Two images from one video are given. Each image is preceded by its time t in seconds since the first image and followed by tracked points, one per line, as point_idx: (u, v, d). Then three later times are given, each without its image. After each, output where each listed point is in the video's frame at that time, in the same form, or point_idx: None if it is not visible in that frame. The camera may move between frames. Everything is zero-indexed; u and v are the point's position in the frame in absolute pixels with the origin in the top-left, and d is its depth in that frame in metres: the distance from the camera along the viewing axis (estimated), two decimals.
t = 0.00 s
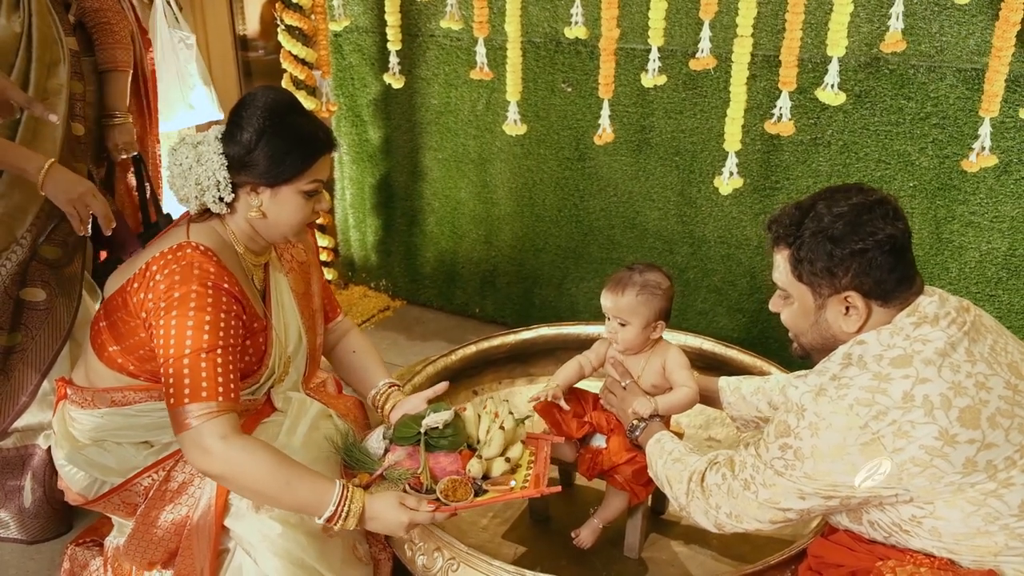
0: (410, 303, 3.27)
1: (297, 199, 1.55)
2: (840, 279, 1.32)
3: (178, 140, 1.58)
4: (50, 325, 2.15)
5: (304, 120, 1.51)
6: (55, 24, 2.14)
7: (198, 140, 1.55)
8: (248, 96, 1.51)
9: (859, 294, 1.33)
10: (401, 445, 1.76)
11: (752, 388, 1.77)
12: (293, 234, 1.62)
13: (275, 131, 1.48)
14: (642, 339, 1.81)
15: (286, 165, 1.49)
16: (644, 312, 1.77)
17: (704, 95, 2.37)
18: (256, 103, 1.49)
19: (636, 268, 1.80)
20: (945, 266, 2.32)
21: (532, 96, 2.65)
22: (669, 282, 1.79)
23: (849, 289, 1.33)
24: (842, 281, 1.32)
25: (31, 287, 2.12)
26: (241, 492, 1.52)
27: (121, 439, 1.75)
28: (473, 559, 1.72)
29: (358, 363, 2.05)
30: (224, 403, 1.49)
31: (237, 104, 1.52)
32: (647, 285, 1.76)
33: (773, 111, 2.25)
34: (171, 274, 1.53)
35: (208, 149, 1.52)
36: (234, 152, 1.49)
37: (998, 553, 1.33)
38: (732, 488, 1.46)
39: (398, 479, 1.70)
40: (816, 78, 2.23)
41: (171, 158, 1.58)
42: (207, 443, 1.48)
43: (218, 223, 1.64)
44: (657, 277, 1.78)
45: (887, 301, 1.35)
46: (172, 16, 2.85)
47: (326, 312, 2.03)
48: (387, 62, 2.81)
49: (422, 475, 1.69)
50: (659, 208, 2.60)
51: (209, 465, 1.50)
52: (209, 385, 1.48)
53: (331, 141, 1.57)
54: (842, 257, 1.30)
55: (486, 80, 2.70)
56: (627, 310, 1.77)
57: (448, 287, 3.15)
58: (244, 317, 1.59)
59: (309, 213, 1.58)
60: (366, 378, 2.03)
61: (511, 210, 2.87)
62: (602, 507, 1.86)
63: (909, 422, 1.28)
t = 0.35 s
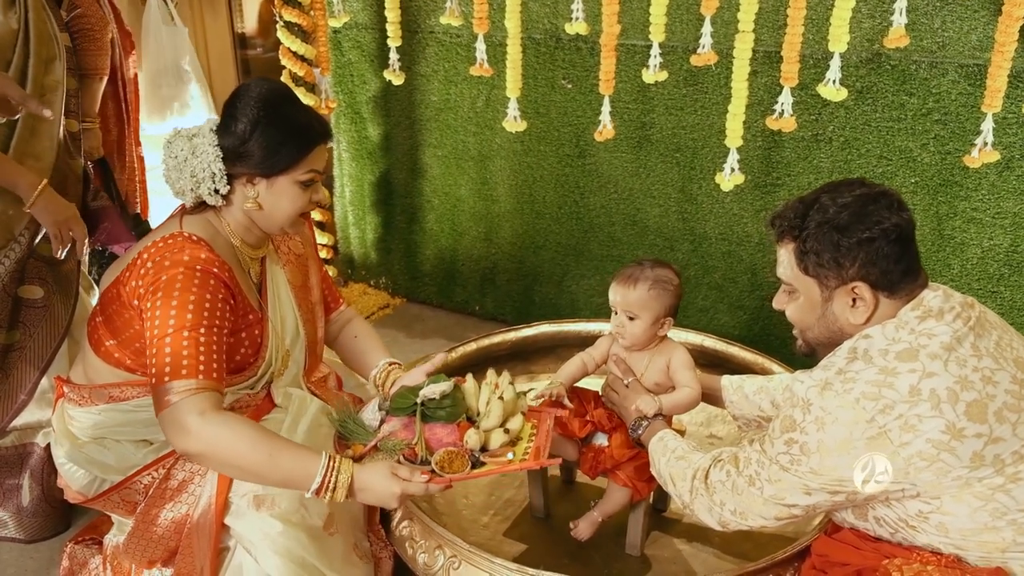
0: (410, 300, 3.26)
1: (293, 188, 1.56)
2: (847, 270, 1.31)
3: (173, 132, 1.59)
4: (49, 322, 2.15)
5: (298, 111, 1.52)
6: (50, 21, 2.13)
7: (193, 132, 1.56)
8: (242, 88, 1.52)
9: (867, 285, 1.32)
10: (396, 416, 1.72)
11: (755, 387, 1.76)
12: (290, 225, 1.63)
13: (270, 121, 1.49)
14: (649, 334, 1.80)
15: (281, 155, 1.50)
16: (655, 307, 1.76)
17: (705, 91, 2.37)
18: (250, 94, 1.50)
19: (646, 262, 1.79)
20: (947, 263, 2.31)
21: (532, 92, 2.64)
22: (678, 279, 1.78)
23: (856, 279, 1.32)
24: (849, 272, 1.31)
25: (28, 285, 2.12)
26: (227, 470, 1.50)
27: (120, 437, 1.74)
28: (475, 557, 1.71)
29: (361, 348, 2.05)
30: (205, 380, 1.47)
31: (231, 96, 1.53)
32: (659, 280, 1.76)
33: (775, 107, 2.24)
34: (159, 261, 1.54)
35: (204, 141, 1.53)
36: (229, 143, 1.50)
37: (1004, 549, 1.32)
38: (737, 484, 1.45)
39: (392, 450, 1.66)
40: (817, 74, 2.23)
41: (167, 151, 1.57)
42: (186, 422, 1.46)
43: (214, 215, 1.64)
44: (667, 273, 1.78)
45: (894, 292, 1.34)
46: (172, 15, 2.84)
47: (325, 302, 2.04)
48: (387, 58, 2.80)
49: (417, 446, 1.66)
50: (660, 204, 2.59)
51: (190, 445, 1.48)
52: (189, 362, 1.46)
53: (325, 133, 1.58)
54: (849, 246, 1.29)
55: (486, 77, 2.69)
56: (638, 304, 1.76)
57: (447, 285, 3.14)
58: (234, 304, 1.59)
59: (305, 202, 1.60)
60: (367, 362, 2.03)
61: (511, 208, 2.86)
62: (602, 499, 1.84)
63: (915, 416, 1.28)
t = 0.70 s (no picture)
0: (411, 300, 3.25)
1: (288, 179, 1.57)
2: (855, 264, 1.30)
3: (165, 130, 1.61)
4: (45, 322, 2.15)
5: (288, 101, 1.54)
6: (46, 18, 2.12)
7: (184, 127, 1.57)
8: (232, 81, 1.53)
9: (875, 280, 1.31)
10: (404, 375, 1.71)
11: (757, 388, 1.75)
12: (289, 218, 1.64)
13: (260, 112, 1.50)
14: (657, 335, 1.80)
15: (274, 145, 1.52)
16: (667, 308, 1.76)
17: (706, 89, 2.36)
18: (240, 86, 1.51)
19: (661, 262, 1.80)
20: (950, 262, 2.30)
21: (532, 90, 2.62)
22: (688, 279, 1.78)
23: (865, 273, 1.31)
24: (858, 266, 1.30)
25: (23, 285, 2.12)
26: (233, 443, 1.49)
27: (121, 441, 1.70)
28: (476, 559, 1.70)
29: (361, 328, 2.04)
30: (204, 355, 1.47)
31: (222, 89, 1.54)
32: (673, 282, 1.76)
33: (777, 104, 2.23)
34: (151, 251, 1.54)
35: (196, 135, 1.54)
36: (221, 137, 1.51)
37: (1012, 549, 1.31)
38: (740, 482, 1.44)
39: (402, 409, 1.65)
40: (820, 72, 2.21)
41: (158, 147, 1.59)
42: (185, 398, 1.45)
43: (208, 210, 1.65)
44: (679, 273, 1.78)
45: (902, 288, 1.33)
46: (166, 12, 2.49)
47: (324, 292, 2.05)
48: (387, 57, 2.77)
49: (429, 403, 1.63)
50: (661, 203, 2.58)
51: (191, 422, 1.46)
52: (186, 340, 1.46)
53: (317, 122, 1.60)
54: (858, 240, 1.28)
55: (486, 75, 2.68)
56: (654, 303, 1.75)
57: (448, 284, 3.13)
58: (228, 288, 1.59)
59: (300, 193, 1.61)
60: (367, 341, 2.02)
61: (511, 207, 2.84)
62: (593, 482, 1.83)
63: (923, 411, 1.27)
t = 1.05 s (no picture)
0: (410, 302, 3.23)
1: (278, 174, 1.60)
2: (859, 260, 1.29)
3: (153, 128, 1.64)
4: (41, 324, 2.16)
5: (273, 94, 1.56)
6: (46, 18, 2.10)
7: (172, 125, 1.60)
8: (217, 76, 1.56)
9: (878, 277, 1.30)
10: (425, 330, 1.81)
11: (761, 391, 1.73)
12: (277, 214, 1.67)
13: (247, 107, 1.53)
14: (662, 336, 1.78)
15: (262, 139, 1.54)
16: (671, 309, 1.74)
17: (708, 89, 2.36)
18: (226, 82, 1.54)
19: (665, 264, 1.79)
20: (953, 263, 2.28)
21: (532, 91, 2.60)
22: (691, 281, 1.78)
23: (868, 270, 1.30)
24: (861, 262, 1.29)
25: (18, 286, 2.12)
26: (268, 414, 1.49)
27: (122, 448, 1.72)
28: (475, 561, 1.68)
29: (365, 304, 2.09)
30: (224, 335, 1.49)
31: (206, 86, 1.56)
32: (677, 283, 1.75)
33: (779, 105, 2.22)
34: (151, 246, 1.55)
35: (182, 133, 1.57)
36: (209, 133, 1.54)
37: (1018, 549, 1.30)
38: (743, 480, 1.43)
39: (431, 359, 1.73)
40: (821, 72, 2.20)
41: (147, 145, 1.62)
42: (214, 374, 1.46)
43: (200, 206, 1.66)
44: (682, 275, 1.77)
45: (906, 286, 1.32)
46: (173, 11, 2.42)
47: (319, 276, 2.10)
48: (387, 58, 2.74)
49: (455, 353, 1.72)
50: (662, 204, 2.57)
51: (224, 398, 1.47)
52: (204, 321, 1.48)
53: (303, 114, 1.62)
54: (863, 236, 1.28)
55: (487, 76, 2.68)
56: (659, 305, 1.74)
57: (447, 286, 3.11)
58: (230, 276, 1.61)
59: (290, 187, 1.64)
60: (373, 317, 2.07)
61: (512, 208, 2.83)
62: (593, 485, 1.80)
63: (927, 408, 1.26)
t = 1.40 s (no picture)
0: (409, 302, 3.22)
1: (270, 167, 1.61)
2: (865, 252, 1.29)
3: (140, 125, 1.64)
4: (38, 324, 2.16)
5: (263, 87, 1.57)
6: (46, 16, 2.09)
7: (160, 120, 1.60)
8: (205, 70, 1.57)
9: (882, 271, 1.30)
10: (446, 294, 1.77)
11: (761, 391, 1.73)
12: (270, 207, 1.67)
13: (236, 100, 1.54)
14: (658, 334, 1.78)
15: (253, 133, 1.55)
16: (670, 306, 1.74)
17: (708, 88, 2.35)
18: (215, 76, 1.55)
19: (665, 261, 1.79)
20: (955, 263, 2.27)
21: (532, 91, 2.60)
22: (692, 281, 1.76)
23: (873, 264, 1.30)
24: (867, 255, 1.29)
25: (15, 286, 2.11)
26: (313, 384, 1.49)
27: (126, 454, 1.73)
28: (474, 564, 1.67)
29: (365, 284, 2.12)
30: (254, 313, 1.49)
31: (195, 81, 1.57)
32: (677, 280, 1.74)
33: (780, 104, 2.21)
34: (154, 242, 1.55)
35: (171, 127, 1.57)
36: (200, 128, 1.55)
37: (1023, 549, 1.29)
38: (744, 478, 1.42)
39: (460, 318, 1.70)
40: (823, 72, 2.19)
41: (135, 141, 1.62)
42: (256, 349, 1.45)
43: (193, 202, 1.66)
44: (683, 273, 1.76)
45: (910, 282, 1.31)
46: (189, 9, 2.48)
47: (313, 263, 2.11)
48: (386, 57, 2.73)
49: (483, 310, 1.70)
50: (662, 204, 2.56)
51: (268, 372, 1.46)
52: (232, 304, 1.48)
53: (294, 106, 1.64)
54: (870, 229, 1.28)
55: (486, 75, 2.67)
56: (657, 299, 1.74)
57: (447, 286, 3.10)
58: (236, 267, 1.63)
59: (283, 180, 1.64)
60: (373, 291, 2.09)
61: (512, 207, 2.82)
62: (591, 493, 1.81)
63: (932, 403, 1.26)
